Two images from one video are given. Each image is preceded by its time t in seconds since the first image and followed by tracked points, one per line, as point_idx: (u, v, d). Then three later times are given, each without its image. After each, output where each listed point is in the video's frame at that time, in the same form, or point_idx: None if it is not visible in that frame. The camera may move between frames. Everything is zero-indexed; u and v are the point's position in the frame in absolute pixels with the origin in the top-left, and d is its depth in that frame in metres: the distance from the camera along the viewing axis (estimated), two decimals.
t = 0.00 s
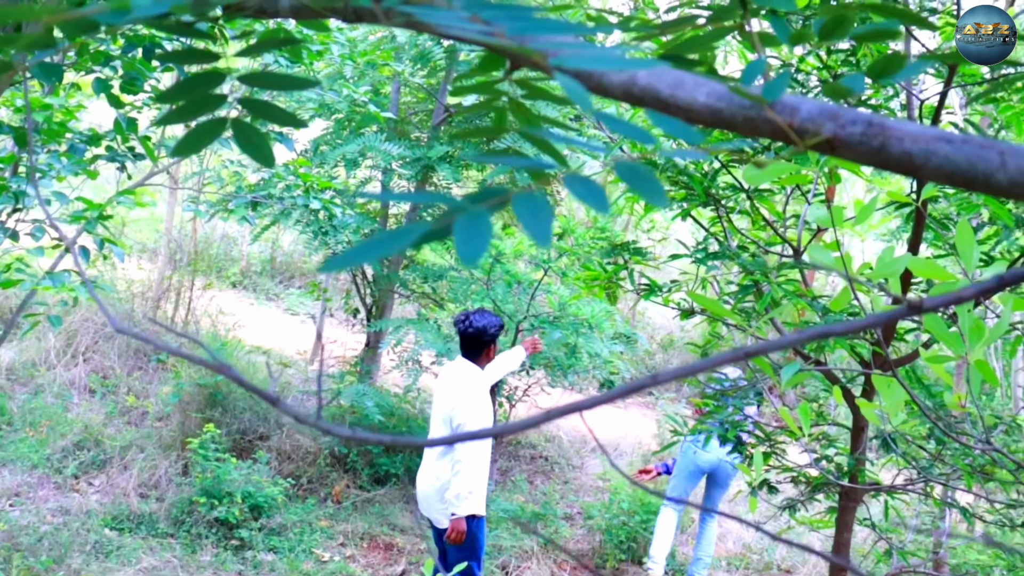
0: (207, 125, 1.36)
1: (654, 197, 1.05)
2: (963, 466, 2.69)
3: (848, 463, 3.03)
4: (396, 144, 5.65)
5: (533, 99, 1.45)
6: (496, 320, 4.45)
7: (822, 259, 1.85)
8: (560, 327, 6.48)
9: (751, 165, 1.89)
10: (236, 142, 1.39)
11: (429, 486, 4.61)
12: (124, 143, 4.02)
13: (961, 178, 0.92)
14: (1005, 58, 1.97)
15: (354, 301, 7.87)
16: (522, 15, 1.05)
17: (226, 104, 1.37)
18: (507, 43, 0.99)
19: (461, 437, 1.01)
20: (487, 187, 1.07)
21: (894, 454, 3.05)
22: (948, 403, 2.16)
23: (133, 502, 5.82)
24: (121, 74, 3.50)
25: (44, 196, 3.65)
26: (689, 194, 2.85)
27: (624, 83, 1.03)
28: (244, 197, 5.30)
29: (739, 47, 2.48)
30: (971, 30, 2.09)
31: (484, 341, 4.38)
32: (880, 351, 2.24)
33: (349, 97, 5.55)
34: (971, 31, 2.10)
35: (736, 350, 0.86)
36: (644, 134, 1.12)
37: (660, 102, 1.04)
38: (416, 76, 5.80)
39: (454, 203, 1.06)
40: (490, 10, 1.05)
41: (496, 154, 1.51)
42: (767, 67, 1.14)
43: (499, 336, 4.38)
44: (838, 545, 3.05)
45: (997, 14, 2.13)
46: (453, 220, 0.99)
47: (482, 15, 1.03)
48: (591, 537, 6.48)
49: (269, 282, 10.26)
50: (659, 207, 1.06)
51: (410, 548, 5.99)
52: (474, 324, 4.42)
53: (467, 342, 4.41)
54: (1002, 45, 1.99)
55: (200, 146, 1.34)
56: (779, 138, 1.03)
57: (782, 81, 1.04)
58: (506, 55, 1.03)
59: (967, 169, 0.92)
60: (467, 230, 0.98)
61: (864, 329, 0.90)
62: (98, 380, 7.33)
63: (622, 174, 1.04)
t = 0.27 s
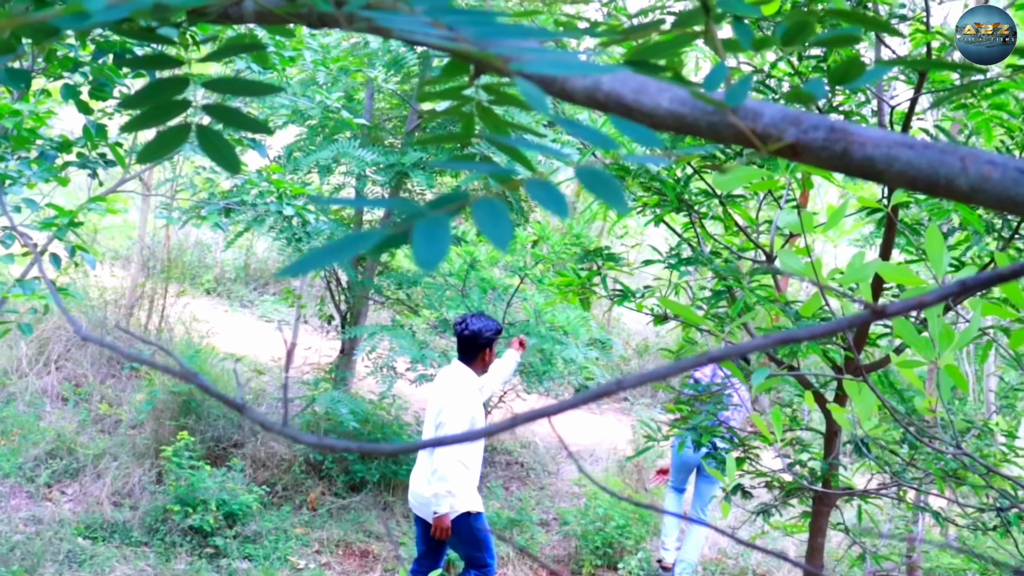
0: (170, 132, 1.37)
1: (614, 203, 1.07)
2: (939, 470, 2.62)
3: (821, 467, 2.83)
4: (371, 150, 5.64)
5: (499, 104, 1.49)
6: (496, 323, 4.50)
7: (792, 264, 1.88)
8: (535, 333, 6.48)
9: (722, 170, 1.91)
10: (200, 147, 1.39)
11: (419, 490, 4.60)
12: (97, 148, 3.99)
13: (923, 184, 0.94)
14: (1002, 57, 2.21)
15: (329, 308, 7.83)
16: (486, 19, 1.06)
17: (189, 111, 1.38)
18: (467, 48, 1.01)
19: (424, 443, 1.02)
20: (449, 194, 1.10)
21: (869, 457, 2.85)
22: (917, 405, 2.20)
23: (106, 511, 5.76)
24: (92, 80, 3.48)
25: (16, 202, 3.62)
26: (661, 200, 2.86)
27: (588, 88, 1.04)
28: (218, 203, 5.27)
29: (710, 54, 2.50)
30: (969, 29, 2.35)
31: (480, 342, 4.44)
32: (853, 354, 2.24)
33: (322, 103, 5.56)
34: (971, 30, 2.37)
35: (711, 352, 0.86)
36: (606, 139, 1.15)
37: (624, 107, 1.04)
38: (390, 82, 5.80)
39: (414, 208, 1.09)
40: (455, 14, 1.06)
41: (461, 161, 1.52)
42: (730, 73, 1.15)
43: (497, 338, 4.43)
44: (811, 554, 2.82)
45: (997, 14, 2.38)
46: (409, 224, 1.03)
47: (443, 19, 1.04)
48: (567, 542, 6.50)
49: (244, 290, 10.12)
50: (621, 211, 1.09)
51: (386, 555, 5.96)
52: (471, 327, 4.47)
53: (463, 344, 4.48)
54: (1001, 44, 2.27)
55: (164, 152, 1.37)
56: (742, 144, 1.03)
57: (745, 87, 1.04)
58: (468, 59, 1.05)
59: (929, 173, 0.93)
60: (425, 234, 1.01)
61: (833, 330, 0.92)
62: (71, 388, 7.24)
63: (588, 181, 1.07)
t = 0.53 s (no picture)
0: (152, 138, 1.37)
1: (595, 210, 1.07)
2: (923, 473, 2.60)
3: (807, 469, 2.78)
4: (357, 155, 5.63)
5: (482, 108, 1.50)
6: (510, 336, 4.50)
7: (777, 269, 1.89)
8: (521, 337, 6.48)
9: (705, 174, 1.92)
10: (183, 153, 1.38)
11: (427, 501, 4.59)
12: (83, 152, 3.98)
13: (904, 189, 0.92)
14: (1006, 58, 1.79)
15: (315, 312, 7.81)
16: (467, 24, 1.09)
17: (171, 115, 1.39)
18: (448, 52, 1.03)
19: (404, 452, 1.02)
20: (429, 200, 1.11)
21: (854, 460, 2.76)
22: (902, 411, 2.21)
23: (92, 517, 5.73)
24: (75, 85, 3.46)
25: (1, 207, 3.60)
26: (647, 205, 2.83)
27: (569, 93, 1.03)
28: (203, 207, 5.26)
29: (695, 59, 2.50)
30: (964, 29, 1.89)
31: (493, 354, 4.44)
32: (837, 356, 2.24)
33: (308, 107, 5.55)
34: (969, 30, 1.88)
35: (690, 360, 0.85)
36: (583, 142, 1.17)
37: (606, 112, 1.03)
38: (376, 86, 5.79)
39: (392, 214, 1.10)
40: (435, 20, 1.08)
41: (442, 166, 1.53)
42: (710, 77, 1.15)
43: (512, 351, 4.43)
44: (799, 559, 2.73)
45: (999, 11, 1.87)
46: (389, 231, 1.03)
47: (424, 24, 1.06)
48: (554, 546, 6.51)
49: (230, 294, 10.12)
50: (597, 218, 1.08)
51: (372, 560, 5.94)
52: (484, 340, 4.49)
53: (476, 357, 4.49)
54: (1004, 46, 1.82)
55: (145, 157, 1.37)
56: (724, 149, 1.01)
57: (725, 92, 1.04)
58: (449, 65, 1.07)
59: (910, 178, 0.91)
60: (403, 240, 1.02)
61: (817, 335, 0.91)
62: (56, 393, 7.19)
63: (566, 186, 1.08)
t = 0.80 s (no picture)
0: (127, 140, 1.38)
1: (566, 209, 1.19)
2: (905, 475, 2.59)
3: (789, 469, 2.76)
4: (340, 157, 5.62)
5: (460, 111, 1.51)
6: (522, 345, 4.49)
7: (757, 270, 1.91)
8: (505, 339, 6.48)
9: (686, 175, 1.94)
10: (158, 154, 1.38)
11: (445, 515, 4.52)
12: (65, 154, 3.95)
13: (876, 190, 0.95)
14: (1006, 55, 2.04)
15: (298, 316, 7.78)
16: (440, 28, 1.09)
17: (147, 117, 1.40)
18: (419, 54, 1.03)
19: (380, 455, 1.04)
20: (398, 204, 1.13)
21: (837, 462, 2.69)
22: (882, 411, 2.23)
23: (74, 522, 5.68)
24: (56, 87, 3.44)
25: None
26: (630, 208, 2.79)
27: (543, 94, 1.08)
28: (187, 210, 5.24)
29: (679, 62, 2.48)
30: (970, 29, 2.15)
31: (506, 365, 4.44)
32: (812, 357, 2.26)
33: (291, 110, 5.54)
34: (970, 31, 2.15)
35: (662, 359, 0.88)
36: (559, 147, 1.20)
37: (580, 113, 1.08)
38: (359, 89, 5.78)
39: (364, 218, 1.13)
40: (409, 23, 1.09)
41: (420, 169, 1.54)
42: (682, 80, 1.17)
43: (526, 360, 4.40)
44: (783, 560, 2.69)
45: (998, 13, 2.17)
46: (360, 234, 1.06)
47: (397, 27, 1.07)
48: (539, 548, 6.51)
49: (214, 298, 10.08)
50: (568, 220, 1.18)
51: (357, 563, 5.92)
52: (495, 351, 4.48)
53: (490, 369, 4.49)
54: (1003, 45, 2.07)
55: (121, 160, 1.37)
56: (698, 152, 1.04)
57: (699, 94, 1.07)
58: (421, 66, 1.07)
59: (881, 179, 0.95)
60: (374, 244, 1.05)
61: (800, 332, 0.92)
62: (38, 397, 7.13)
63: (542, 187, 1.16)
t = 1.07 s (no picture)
0: (95, 143, 1.38)
1: (524, 212, 1.15)
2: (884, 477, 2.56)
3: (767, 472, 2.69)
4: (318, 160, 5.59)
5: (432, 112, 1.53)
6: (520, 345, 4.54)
7: (732, 273, 1.93)
8: (483, 342, 6.46)
9: (660, 178, 1.95)
10: (126, 159, 1.41)
11: (453, 517, 5.16)
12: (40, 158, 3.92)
13: (840, 191, 0.97)
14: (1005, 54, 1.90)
15: (276, 319, 7.74)
16: (405, 29, 1.13)
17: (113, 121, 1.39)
18: (383, 56, 1.07)
19: (350, 457, 1.05)
20: (359, 206, 1.14)
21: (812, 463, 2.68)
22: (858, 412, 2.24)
23: (49, 529, 5.62)
24: (30, 91, 3.41)
25: None
26: (606, 209, 2.70)
27: (510, 97, 1.13)
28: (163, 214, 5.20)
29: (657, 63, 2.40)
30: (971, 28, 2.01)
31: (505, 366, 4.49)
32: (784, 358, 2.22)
33: (268, 114, 5.52)
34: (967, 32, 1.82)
35: (625, 364, 0.94)
36: (524, 150, 1.23)
37: (546, 116, 1.13)
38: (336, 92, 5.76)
39: (325, 219, 1.13)
40: (373, 25, 1.13)
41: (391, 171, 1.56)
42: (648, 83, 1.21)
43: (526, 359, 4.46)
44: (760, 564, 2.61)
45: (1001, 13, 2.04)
46: (320, 237, 1.06)
47: (361, 31, 1.10)
48: (517, 552, 6.51)
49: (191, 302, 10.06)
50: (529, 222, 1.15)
51: (335, 568, 5.89)
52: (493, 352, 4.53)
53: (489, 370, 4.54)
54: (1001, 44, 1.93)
55: (87, 162, 1.39)
56: (662, 152, 1.11)
57: (666, 96, 1.12)
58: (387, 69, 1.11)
59: (846, 181, 0.96)
60: (332, 243, 1.05)
61: (764, 334, 0.96)
62: (12, 403, 7.04)
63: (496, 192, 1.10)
